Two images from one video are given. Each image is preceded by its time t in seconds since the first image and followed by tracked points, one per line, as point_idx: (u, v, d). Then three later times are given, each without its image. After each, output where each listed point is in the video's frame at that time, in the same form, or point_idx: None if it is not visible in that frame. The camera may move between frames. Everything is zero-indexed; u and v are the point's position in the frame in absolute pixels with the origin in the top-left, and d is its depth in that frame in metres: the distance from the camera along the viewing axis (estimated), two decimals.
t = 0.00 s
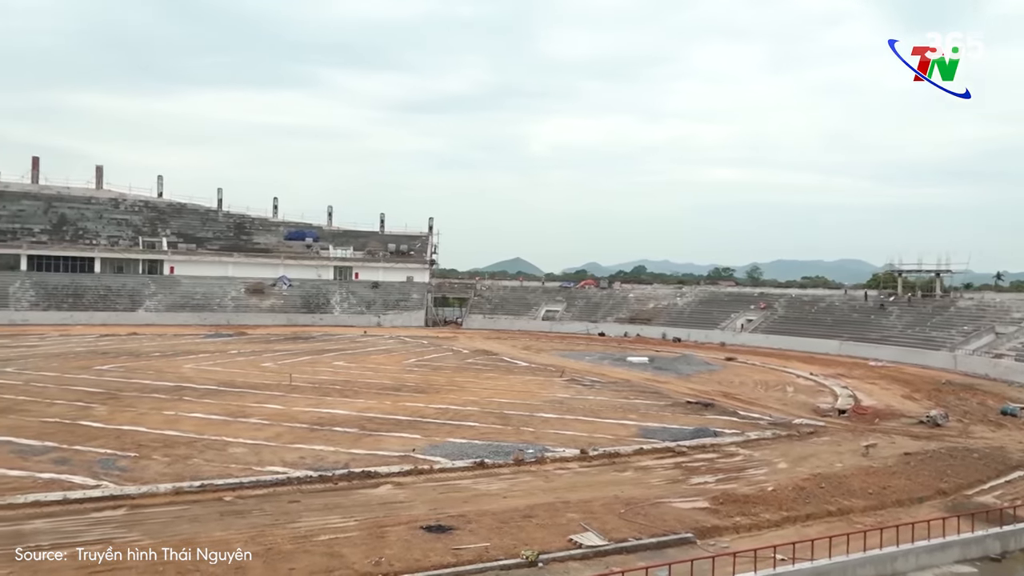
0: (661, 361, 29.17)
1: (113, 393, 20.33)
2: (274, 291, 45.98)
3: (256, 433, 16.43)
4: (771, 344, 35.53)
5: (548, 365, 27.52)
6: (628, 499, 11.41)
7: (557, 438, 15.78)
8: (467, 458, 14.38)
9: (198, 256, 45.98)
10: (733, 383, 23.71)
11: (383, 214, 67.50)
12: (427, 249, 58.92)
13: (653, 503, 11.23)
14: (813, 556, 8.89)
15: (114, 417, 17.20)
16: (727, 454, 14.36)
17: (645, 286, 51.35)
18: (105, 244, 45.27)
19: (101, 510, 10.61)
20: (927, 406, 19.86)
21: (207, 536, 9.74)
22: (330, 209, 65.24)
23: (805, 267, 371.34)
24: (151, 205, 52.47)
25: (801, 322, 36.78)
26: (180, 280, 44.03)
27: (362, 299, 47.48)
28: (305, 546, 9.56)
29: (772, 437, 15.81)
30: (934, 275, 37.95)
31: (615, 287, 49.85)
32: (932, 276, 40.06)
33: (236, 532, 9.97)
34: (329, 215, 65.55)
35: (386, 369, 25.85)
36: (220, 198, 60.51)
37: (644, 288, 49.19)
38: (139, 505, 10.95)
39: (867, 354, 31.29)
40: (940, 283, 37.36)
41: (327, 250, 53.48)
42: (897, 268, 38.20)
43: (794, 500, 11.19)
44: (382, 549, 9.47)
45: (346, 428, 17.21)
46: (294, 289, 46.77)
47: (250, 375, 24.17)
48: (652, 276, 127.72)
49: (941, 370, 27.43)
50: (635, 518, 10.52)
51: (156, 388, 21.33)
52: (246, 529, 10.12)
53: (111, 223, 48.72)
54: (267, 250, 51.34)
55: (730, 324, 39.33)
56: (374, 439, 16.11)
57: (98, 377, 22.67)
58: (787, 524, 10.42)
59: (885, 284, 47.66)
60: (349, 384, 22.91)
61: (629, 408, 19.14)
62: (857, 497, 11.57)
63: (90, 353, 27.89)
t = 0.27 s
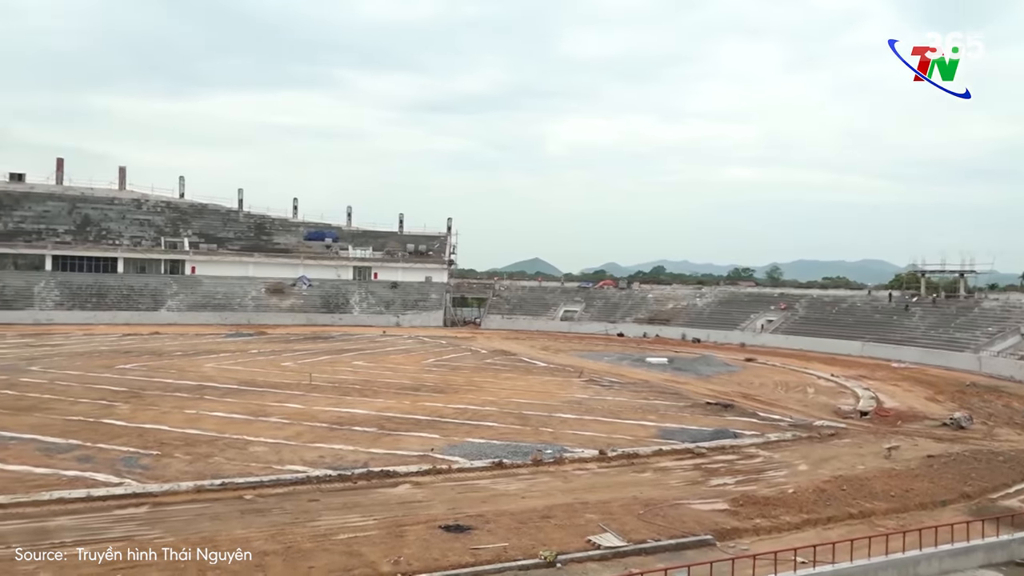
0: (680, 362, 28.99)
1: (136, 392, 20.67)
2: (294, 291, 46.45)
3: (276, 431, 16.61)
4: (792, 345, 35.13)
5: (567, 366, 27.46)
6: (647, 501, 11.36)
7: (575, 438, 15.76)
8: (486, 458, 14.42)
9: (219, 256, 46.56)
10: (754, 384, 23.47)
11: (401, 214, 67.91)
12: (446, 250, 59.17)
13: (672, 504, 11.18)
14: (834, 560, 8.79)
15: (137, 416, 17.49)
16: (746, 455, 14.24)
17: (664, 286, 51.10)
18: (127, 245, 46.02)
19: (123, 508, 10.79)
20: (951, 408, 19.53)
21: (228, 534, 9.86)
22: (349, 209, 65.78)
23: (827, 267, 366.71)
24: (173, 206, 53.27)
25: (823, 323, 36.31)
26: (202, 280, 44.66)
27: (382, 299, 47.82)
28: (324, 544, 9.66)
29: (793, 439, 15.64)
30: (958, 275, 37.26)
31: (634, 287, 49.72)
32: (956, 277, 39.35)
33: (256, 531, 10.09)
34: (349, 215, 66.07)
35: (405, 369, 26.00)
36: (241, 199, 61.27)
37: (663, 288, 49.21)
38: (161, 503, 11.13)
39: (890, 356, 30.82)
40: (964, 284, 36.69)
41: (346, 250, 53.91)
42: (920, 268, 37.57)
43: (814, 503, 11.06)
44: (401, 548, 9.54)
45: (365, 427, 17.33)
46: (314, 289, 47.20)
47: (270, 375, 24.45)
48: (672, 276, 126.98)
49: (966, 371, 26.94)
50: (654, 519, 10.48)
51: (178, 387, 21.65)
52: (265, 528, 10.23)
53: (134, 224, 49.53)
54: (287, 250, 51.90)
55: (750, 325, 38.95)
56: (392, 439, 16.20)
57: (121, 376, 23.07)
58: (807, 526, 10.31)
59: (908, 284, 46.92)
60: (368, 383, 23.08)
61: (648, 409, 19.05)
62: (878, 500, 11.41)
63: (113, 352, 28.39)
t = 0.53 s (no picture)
0: (702, 363, 28.76)
1: (162, 390, 21.07)
2: (317, 291, 46.94)
3: (300, 430, 16.82)
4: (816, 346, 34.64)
5: (589, 366, 27.38)
6: (669, 502, 11.30)
7: (596, 439, 15.73)
8: (507, 458, 14.46)
9: (244, 257, 47.24)
10: (777, 385, 23.21)
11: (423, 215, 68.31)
12: (467, 250, 59.37)
13: (694, 506, 11.11)
14: (859, 564, 8.67)
15: (164, 414, 17.82)
16: (770, 457, 14.09)
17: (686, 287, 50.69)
18: (154, 246, 46.88)
19: (150, 505, 11.01)
20: (980, 411, 19.12)
21: (252, 531, 10.03)
22: (372, 210, 66.36)
23: (854, 267, 360.64)
24: (198, 207, 54.16)
25: (848, 324, 35.76)
26: (226, 280, 45.33)
27: (404, 299, 48.12)
28: (346, 542, 9.77)
29: (817, 441, 15.44)
30: (987, 276, 36.46)
31: (657, 288, 49.44)
32: (985, 277, 38.49)
33: (280, 528, 10.24)
34: (372, 216, 66.61)
35: (427, 369, 26.15)
36: (265, 201, 62.13)
37: (686, 288, 49.19)
38: (187, 500, 11.34)
39: (917, 357, 30.25)
40: (994, 284, 35.88)
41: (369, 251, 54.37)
42: (947, 269, 36.84)
43: (839, 506, 10.92)
44: (423, 547, 9.61)
45: (387, 427, 17.48)
46: (336, 289, 47.66)
47: (294, 374, 24.75)
48: (695, 276, 125.90)
49: (995, 373, 26.35)
50: (677, 521, 10.43)
51: (203, 386, 22.02)
52: (289, 525, 10.39)
53: (160, 224, 50.45)
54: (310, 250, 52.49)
55: (774, 326, 38.49)
56: (414, 438, 16.31)
57: (148, 375, 23.51)
58: (832, 529, 10.18)
59: (936, 285, 46.04)
60: (390, 383, 23.26)
61: (670, 410, 18.94)
62: (904, 503, 11.22)
63: (140, 351, 28.96)
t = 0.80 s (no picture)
0: (725, 364, 28.50)
1: (187, 389, 21.42)
2: (340, 291, 47.40)
3: (322, 430, 17.00)
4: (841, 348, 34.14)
5: (610, 367, 27.28)
6: (691, 504, 11.23)
7: (618, 440, 15.68)
8: (528, 458, 14.49)
9: (267, 257, 47.87)
10: (800, 387, 22.92)
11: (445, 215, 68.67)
12: (489, 250, 59.50)
13: (716, 508, 11.03)
14: (885, 568, 8.54)
15: (189, 413, 18.13)
16: (793, 460, 13.93)
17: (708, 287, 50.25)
18: (179, 246, 47.69)
19: (176, 502, 11.22)
20: (1010, 414, 18.70)
21: (276, 529, 10.18)
22: (394, 210, 66.94)
23: (881, 267, 354.40)
24: (223, 207, 54.99)
25: (873, 324, 35.18)
26: (250, 280, 45.95)
27: (425, 299, 48.39)
28: (369, 541, 9.86)
29: (841, 443, 15.23)
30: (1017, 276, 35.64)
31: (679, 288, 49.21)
32: (1015, 278, 37.61)
33: (303, 526, 10.38)
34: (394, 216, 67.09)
35: (448, 369, 26.26)
36: (288, 202, 62.90)
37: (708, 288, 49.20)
38: (211, 498, 11.53)
39: (944, 359, 29.66)
40: None
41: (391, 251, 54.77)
42: (975, 269, 36.08)
43: (863, 509, 10.76)
44: (445, 547, 9.67)
45: (409, 426, 17.60)
46: (359, 289, 48.09)
47: (316, 373, 25.02)
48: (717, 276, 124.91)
49: None
50: (699, 523, 10.35)
51: (227, 384, 22.35)
52: (312, 523, 10.52)
53: (185, 225, 51.31)
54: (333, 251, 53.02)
55: (797, 327, 38.00)
56: (435, 438, 16.41)
57: (174, 374, 23.93)
58: (856, 533, 10.03)
59: (964, 286, 45.12)
60: (412, 383, 23.39)
61: (692, 411, 18.80)
62: (931, 506, 11.03)
63: (165, 350, 29.49)
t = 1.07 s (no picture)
0: (747, 364, 28.22)
1: (210, 388, 21.74)
2: (361, 291, 47.80)
3: (343, 429, 17.18)
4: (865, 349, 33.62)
5: (631, 367, 27.17)
6: (712, 505, 11.16)
7: (638, 441, 15.62)
8: (549, 458, 14.50)
9: (289, 257, 48.43)
10: (823, 388, 22.62)
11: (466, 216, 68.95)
12: (509, 250, 59.62)
13: (738, 510, 10.94)
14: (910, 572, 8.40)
15: (212, 411, 18.41)
16: (816, 461, 13.76)
17: (730, 287, 49.80)
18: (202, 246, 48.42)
19: (199, 500, 11.41)
20: None
21: (297, 527, 10.30)
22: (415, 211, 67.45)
23: (908, 267, 348.16)
24: (245, 208, 55.75)
25: (898, 325, 34.58)
26: (273, 280, 46.52)
27: (446, 299, 48.61)
28: (389, 540, 9.94)
29: (865, 445, 15.01)
30: None
31: (700, 288, 49.11)
32: None
33: (324, 525, 10.50)
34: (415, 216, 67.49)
35: (468, 369, 26.34)
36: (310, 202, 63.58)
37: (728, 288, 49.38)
38: (234, 496, 11.70)
39: (970, 361, 29.07)
40: None
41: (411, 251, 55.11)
42: (1003, 270, 35.31)
43: (887, 512, 10.59)
44: (465, 546, 9.72)
45: (429, 426, 17.70)
46: (380, 289, 48.45)
47: (338, 373, 25.26)
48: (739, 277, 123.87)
49: None
50: (720, 525, 10.28)
51: (250, 383, 22.66)
52: (333, 522, 10.63)
53: (209, 225, 52.08)
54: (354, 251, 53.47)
55: (820, 328, 37.51)
56: (456, 438, 16.49)
57: (197, 373, 24.31)
58: (880, 536, 9.88)
59: (992, 287, 44.18)
60: (433, 383, 23.52)
61: (713, 412, 18.66)
62: (957, 510, 10.83)
63: (189, 349, 29.97)
